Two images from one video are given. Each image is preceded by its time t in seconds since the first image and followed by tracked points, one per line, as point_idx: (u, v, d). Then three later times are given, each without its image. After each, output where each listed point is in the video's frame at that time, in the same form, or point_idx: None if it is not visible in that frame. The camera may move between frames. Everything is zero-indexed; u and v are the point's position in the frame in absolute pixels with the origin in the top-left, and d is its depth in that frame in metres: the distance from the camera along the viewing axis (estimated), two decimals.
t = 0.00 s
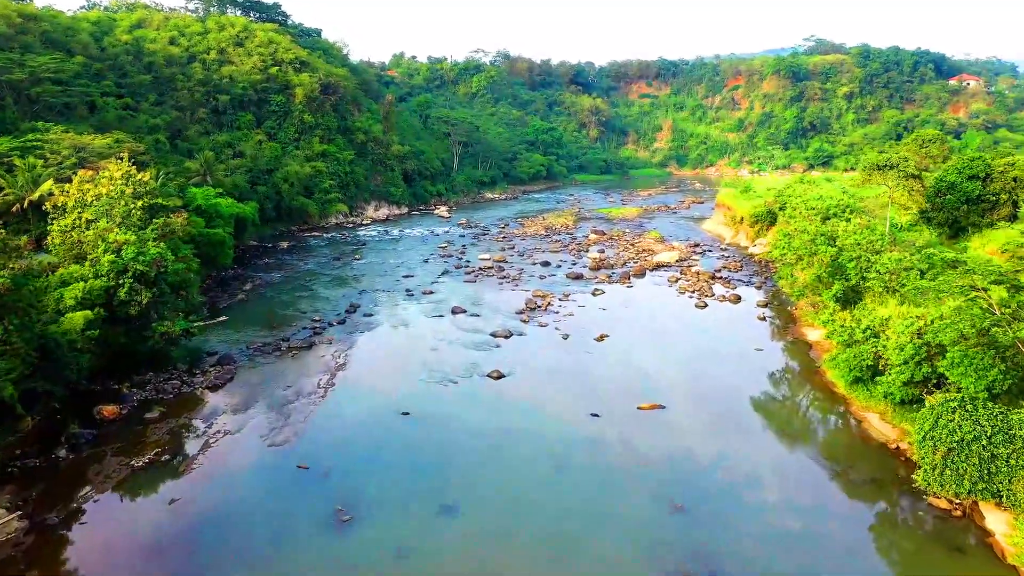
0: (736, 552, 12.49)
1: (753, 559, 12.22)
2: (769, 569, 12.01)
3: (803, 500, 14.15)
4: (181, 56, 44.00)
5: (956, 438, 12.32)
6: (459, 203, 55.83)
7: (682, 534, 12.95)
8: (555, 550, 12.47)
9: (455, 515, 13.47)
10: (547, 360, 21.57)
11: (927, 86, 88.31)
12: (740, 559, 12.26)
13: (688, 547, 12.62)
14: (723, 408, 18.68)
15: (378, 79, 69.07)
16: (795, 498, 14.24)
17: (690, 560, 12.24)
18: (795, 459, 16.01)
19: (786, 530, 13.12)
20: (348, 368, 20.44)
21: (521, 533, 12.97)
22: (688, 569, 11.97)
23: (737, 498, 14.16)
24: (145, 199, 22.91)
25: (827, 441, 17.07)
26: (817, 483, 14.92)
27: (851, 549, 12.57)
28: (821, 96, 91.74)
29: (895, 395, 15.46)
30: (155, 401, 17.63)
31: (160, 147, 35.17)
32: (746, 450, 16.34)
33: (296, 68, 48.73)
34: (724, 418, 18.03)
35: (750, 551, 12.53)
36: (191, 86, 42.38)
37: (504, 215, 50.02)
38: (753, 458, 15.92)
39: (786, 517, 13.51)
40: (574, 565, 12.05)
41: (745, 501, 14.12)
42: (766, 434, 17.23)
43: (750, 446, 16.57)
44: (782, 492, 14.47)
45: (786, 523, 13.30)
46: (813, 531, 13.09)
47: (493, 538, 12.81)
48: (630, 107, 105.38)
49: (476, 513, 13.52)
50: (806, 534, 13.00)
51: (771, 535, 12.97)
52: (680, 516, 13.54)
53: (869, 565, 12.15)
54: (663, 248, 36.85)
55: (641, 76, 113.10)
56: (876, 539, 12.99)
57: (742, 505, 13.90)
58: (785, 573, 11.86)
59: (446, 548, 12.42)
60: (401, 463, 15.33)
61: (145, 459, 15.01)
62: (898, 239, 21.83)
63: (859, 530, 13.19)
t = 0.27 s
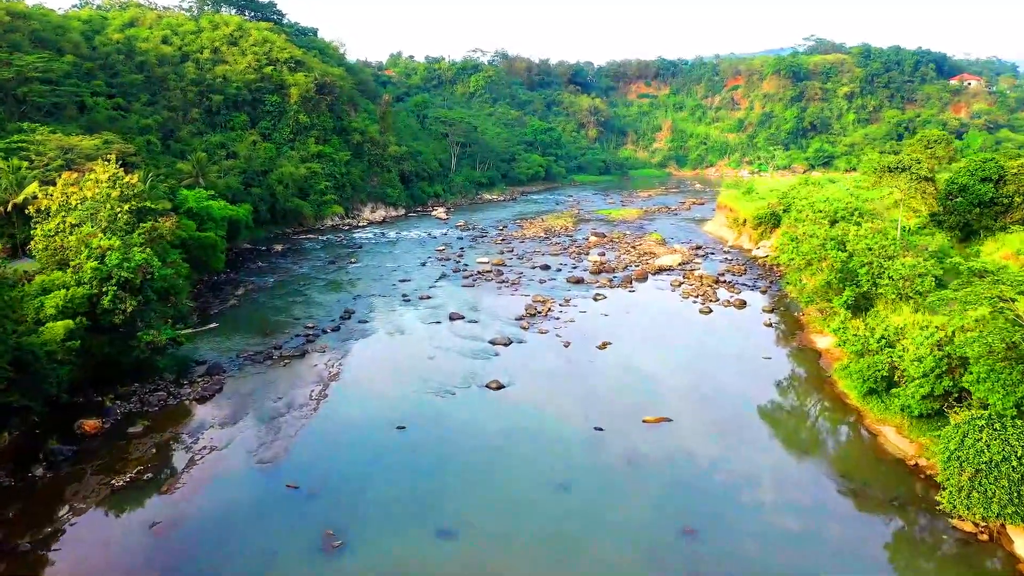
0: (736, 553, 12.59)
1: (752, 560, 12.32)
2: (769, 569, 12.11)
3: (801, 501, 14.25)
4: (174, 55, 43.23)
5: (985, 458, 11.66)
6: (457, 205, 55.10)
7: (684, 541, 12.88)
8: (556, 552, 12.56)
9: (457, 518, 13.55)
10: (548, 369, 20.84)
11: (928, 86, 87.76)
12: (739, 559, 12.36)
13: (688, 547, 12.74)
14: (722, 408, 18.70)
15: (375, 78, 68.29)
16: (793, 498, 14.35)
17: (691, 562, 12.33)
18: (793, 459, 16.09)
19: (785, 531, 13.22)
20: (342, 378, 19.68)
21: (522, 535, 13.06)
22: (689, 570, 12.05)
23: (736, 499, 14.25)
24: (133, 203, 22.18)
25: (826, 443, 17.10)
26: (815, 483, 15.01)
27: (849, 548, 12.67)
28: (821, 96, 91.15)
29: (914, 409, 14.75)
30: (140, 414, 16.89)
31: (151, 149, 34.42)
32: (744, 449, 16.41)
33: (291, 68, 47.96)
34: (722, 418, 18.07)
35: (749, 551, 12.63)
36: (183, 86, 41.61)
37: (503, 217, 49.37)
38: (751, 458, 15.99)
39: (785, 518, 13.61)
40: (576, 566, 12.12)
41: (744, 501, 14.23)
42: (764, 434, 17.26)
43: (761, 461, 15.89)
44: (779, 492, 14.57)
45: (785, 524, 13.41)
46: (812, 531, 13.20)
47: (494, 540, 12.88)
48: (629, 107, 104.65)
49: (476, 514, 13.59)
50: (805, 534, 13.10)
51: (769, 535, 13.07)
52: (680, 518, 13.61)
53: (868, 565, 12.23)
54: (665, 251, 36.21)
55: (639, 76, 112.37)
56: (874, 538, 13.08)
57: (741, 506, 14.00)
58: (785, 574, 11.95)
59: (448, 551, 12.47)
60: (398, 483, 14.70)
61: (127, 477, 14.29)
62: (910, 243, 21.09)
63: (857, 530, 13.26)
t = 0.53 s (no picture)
0: (732, 551, 12.57)
1: (748, 557, 12.31)
2: (764, 567, 12.10)
3: (798, 500, 14.26)
4: (165, 55, 42.42)
5: (1014, 481, 11.05)
6: (453, 206, 54.38)
7: (688, 553, 12.48)
8: (552, 549, 12.52)
9: (453, 516, 13.50)
10: (548, 379, 20.10)
11: (928, 86, 87.23)
12: (735, 557, 12.34)
13: (684, 546, 12.70)
14: (719, 408, 18.66)
15: (370, 78, 67.53)
16: (789, 497, 14.36)
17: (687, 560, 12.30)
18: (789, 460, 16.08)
19: (781, 529, 13.22)
20: (333, 390, 18.90)
21: (518, 532, 13.02)
22: (685, 568, 12.05)
23: (732, 498, 14.25)
24: (118, 207, 21.43)
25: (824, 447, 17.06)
26: (811, 484, 15.01)
27: (845, 546, 12.67)
28: (820, 97, 90.61)
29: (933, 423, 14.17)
30: (121, 429, 16.12)
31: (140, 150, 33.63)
32: (741, 450, 16.39)
33: (285, 67, 47.16)
34: (718, 418, 18.04)
35: (745, 548, 12.63)
36: (174, 85, 40.81)
37: (500, 219, 48.67)
38: (748, 458, 15.97)
39: (781, 517, 13.61)
40: (571, 564, 12.10)
41: (740, 500, 14.22)
42: (761, 435, 17.22)
43: (773, 476, 15.19)
44: (775, 492, 14.59)
45: (781, 523, 13.40)
46: (808, 530, 13.19)
47: (490, 538, 12.84)
48: (627, 107, 103.96)
49: (473, 514, 13.52)
50: (800, 532, 13.11)
51: (765, 533, 13.07)
52: (676, 517, 13.59)
53: (865, 564, 12.20)
54: (666, 254, 35.55)
55: (637, 76, 111.74)
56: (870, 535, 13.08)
57: (736, 504, 14.00)
58: (781, 571, 11.94)
59: (442, 562, 12.05)
60: (392, 495, 14.15)
61: (106, 497, 13.53)
62: (921, 248, 20.45)
63: (854, 529, 13.26)
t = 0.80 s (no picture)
0: (728, 551, 12.54)
1: (744, 557, 12.28)
2: (760, 567, 12.07)
3: (793, 500, 14.24)
4: (155, 54, 41.60)
5: None
6: (449, 208, 53.68)
7: None
8: (547, 550, 12.48)
9: (448, 516, 13.44)
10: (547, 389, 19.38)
11: (926, 86, 86.79)
12: (729, 556, 12.36)
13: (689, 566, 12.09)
14: (717, 408, 18.57)
15: (365, 79, 66.76)
16: (785, 497, 14.34)
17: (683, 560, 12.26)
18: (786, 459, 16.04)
19: (777, 529, 13.21)
20: (322, 402, 18.12)
21: (512, 532, 12.97)
22: (679, 568, 12.02)
23: (728, 498, 14.23)
24: (101, 211, 20.65)
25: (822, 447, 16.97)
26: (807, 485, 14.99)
27: (840, 545, 12.66)
28: (818, 97, 90.11)
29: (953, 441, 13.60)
30: (100, 446, 15.36)
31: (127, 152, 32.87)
32: (738, 450, 16.34)
33: (277, 67, 46.36)
34: (715, 418, 17.98)
35: (741, 548, 12.61)
36: (163, 85, 40.01)
37: (496, 221, 47.98)
38: (745, 458, 15.93)
39: (777, 517, 13.59)
40: (565, 562, 12.13)
41: (736, 500, 14.22)
42: (758, 435, 17.15)
43: (783, 493, 14.50)
44: (771, 491, 14.58)
45: (777, 522, 13.40)
46: (803, 530, 13.18)
47: (485, 538, 12.78)
48: (624, 107, 103.35)
49: (469, 514, 13.53)
50: (796, 532, 13.10)
51: (762, 534, 13.05)
52: (672, 516, 13.58)
53: (863, 564, 12.15)
54: (665, 257, 34.89)
55: (634, 75, 111.10)
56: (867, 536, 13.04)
57: (731, 504, 13.99)
58: (777, 571, 11.93)
59: None
60: (383, 515, 13.40)
61: (79, 520, 12.77)
62: (931, 253, 19.79)
63: (850, 529, 13.23)
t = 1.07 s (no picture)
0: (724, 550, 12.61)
1: (741, 557, 12.30)
2: (757, 567, 12.12)
3: (788, 500, 14.34)
4: (144, 53, 40.75)
5: None
6: (445, 209, 52.96)
7: None
8: (545, 550, 12.49)
9: (446, 517, 13.45)
10: (547, 401, 18.63)
11: (924, 86, 86.37)
12: (726, 556, 12.39)
13: None
14: (714, 408, 18.58)
15: (359, 79, 65.97)
16: (780, 497, 14.42)
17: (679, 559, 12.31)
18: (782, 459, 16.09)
19: (772, 529, 13.29)
20: (312, 415, 17.36)
21: (509, 532, 12.96)
22: (677, 569, 12.04)
23: (725, 498, 14.28)
24: (83, 215, 19.77)
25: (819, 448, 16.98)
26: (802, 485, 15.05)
27: (835, 546, 12.76)
28: (816, 97, 89.66)
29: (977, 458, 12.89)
30: (77, 464, 14.56)
31: (114, 153, 32.08)
32: (735, 451, 16.34)
33: (270, 66, 45.56)
34: (710, 417, 17.99)
35: (739, 548, 12.65)
36: (153, 85, 39.19)
37: (493, 222, 47.28)
38: (740, 457, 16.00)
39: (772, 517, 13.67)
40: (562, 562, 12.16)
41: (731, 500, 14.30)
42: (755, 435, 17.16)
43: (795, 512, 13.86)
44: (765, 491, 14.66)
45: (771, 522, 13.49)
46: (798, 529, 13.27)
47: (482, 538, 12.77)
48: (620, 107, 102.65)
49: (467, 514, 13.54)
50: (790, 532, 13.18)
51: (757, 533, 13.11)
52: (669, 516, 13.61)
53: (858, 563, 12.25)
54: (665, 260, 34.23)
55: (630, 75, 110.45)
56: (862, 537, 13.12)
57: (727, 503, 14.03)
58: (776, 571, 11.96)
59: None
60: (374, 538, 12.70)
61: (51, 546, 11.98)
62: (942, 257, 19.13)
63: (844, 530, 13.32)
